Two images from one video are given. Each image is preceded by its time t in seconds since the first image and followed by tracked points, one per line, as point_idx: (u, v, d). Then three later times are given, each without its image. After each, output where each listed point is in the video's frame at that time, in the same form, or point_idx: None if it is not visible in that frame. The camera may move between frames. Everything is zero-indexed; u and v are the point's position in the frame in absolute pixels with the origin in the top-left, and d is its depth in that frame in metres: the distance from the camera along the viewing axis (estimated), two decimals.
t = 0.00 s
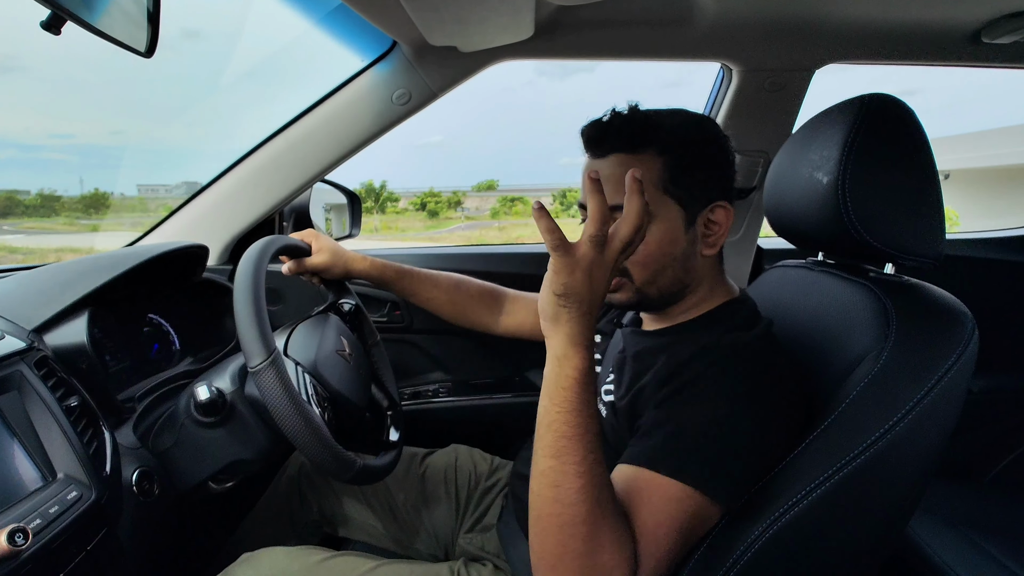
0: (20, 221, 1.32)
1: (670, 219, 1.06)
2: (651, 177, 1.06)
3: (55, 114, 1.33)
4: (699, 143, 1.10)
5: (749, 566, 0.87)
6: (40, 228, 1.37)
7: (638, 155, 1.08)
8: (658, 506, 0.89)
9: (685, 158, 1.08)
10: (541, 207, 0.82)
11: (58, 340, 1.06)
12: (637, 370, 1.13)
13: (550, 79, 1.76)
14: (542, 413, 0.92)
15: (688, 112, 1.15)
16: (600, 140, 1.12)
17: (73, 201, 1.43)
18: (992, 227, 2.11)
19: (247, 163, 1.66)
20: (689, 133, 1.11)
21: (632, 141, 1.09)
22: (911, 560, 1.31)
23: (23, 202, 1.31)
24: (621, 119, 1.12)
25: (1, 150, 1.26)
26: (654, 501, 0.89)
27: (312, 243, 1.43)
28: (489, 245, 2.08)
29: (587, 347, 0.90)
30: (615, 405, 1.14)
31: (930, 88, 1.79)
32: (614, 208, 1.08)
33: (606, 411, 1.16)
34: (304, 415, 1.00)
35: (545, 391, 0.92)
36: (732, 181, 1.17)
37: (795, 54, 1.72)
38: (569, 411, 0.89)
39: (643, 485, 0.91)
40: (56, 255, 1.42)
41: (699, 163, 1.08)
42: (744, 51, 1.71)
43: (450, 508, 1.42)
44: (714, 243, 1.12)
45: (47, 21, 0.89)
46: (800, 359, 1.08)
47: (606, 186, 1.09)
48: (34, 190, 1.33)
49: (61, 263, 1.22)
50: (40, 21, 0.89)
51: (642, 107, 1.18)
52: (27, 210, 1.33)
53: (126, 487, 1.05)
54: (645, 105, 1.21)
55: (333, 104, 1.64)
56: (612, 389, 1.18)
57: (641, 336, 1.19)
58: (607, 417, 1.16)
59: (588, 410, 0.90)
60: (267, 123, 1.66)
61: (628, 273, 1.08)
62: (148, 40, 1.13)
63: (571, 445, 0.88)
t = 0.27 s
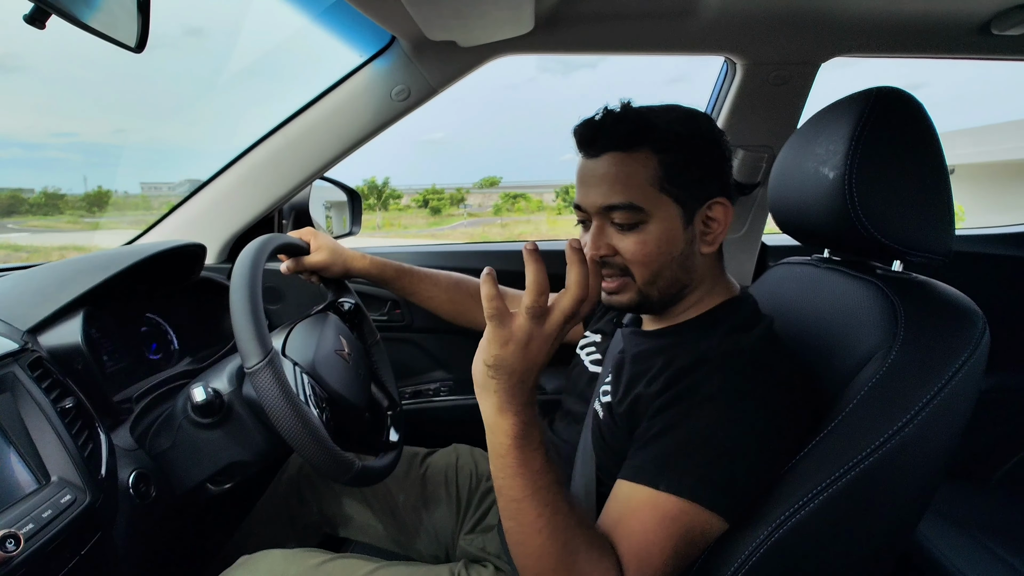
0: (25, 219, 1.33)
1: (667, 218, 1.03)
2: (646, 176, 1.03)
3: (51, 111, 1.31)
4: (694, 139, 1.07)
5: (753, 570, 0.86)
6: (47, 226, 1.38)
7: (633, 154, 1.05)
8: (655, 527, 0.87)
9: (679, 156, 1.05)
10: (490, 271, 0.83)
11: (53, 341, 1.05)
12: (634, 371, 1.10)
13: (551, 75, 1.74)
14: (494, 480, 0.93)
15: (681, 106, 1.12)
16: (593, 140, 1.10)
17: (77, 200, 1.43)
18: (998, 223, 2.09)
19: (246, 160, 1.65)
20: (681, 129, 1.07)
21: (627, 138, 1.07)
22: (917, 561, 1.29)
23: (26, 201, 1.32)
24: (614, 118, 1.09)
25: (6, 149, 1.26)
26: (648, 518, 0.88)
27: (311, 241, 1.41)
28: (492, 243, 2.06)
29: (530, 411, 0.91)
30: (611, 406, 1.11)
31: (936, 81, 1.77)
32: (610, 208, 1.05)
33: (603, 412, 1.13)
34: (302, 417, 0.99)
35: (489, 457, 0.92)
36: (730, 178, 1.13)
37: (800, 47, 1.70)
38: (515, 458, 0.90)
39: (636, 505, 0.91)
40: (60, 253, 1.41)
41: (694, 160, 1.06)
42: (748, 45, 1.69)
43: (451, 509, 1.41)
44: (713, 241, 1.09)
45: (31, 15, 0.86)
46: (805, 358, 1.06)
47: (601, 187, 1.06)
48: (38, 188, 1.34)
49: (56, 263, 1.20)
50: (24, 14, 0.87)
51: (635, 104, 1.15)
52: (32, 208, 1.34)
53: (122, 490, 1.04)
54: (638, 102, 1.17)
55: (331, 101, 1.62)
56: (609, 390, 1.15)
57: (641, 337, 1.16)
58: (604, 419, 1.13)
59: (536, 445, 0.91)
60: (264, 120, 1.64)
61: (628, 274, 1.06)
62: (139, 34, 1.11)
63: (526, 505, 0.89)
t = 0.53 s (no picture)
0: (32, 214, 1.32)
1: (679, 204, 1.00)
2: (658, 159, 1.01)
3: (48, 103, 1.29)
4: (712, 126, 1.03)
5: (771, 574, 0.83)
6: (53, 223, 1.37)
7: (646, 137, 1.02)
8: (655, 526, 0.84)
9: (695, 140, 1.01)
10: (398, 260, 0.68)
11: (52, 337, 1.02)
12: (645, 367, 1.07)
13: (557, 69, 1.70)
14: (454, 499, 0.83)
15: (702, 93, 1.07)
16: (607, 121, 1.07)
17: (82, 195, 1.42)
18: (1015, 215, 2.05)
19: (247, 153, 1.62)
20: (698, 113, 1.03)
21: (642, 121, 1.04)
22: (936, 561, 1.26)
23: (33, 196, 1.31)
24: (628, 99, 1.06)
25: (11, 146, 1.26)
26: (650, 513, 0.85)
27: (315, 235, 1.39)
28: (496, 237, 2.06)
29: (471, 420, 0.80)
30: (622, 404, 1.08)
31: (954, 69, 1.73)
32: (620, 192, 1.03)
33: (613, 410, 1.10)
34: (305, 415, 0.96)
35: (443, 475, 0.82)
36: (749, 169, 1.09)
37: (815, 35, 1.66)
38: (468, 467, 0.80)
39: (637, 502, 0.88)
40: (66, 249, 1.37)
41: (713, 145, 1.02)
42: (761, 32, 1.65)
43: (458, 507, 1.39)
44: (727, 231, 1.05)
45: None
46: (822, 354, 1.03)
47: (612, 170, 1.04)
48: (44, 184, 1.33)
49: (58, 256, 1.18)
50: None
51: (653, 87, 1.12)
52: (39, 204, 1.33)
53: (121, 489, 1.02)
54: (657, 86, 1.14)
55: (334, 92, 1.59)
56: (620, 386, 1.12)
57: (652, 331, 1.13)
58: (614, 416, 1.10)
59: (491, 457, 0.81)
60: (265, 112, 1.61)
61: (636, 260, 1.04)
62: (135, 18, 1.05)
63: (489, 521, 0.80)
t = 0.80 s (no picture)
0: (40, 210, 1.31)
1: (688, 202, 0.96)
2: (664, 158, 0.96)
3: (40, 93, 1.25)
4: (721, 116, 0.99)
5: None
6: (59, 217, 1.35)
7: (651, 135, 0.97)
8: (685, 546, 0.79)
9: (703, 135, 0.96)
10: (586, 221, 0.81)
11: (42, 335, 0.99)
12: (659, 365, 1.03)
13: (562, 63, 1.66)
14: (565, 429, 0.85)
15: (705, 80, 1.03)
16: (608, 120, 1.01)
17: (90, 190, 1.42)
18: None
19: (246, 146, 1.57)
20: (703, 106, 0.99)
21: (647, 116, 0.98)
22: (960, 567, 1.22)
23: (40, 192, 1.30)
24: (628, 96, 1.00)
25: (20, 142, 1.25)
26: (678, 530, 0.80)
27: (316, 230, 1.33)
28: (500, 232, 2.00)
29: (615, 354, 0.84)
30: (636, 404, 1.04)
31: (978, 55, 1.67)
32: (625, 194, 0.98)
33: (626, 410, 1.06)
34: (304, 415, 0.92)
35: (568, 403, 0.85)
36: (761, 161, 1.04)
37: (834, 20, 1.60)
38: (602, 409, 0.83)
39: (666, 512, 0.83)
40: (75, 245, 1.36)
41: (724, 137, 0.97)
42: (777, 16, 1.60)
43: (464, 509, 1.35)
44: (741, 227, 1.00)
45: None
46: (844, 352, 0.99)
47: (615, 171, 0.99)
48: (51, 180, 1.33)
49: (51, 252, 1.15)
50: None
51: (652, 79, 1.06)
52: (46, 200, 1.32)
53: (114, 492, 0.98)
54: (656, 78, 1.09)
55: (335, 82, 1.54)
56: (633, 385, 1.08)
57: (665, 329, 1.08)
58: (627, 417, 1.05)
59: (621, 406, 0.84)
60: (264, 102, 1.57)
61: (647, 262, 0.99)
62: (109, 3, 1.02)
63: (589, 465, 0.82)
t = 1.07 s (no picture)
0: (48, 208, 1.31)
1: (693, 198, 0.93)
2: (667, 153, 0.92)
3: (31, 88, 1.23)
4: (728, 106, 0.95)
5: None
6: (67, 215, 1.36)
7: (653, 129, 0.93)
8: (688, 562, 0.77)
9: (709, 129, 0.93)
10: (589, 233, 0.80)
11: (31, 335, 0.96)
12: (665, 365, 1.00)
13: (566, 57, 1.62)
14: (569, 449, 0.83)
15: (709, 70, 0.99)
16: (609, 115, 0.98)
17: (95, 187, 1.41)
18: None
19: (244, 141, 1.54)
20: (708, 97, 0.95)
21: (649, 109, 0.95)
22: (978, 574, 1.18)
23: (49, 189, 1.29)
24: (627, 90, 0.96)
25: (25, 138, 1.23)
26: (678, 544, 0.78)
27: (314, 226, 1.32)
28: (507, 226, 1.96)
29: (617, 372, 0.82)
30: (641, 405, 1.01)
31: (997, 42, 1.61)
32: (628, 192, 0.94)
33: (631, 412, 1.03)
34: (300, 418, 0.90)
35: (573, 421, 0.83)
36: (769, 155, 0.99)
37: (845, 7, 1.56)
38: (607, 428, 0.81)
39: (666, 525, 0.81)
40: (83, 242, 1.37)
41: (731, 130, 0.94)
42: (787, 4, 1.56)
43: (466, 510, 1.32)
44: (750, 222, 0.96)
45: None
46: (858, 351, 0.95)
47: (617, 168, 0.95)
48: (59, 177, 1.31)
49: (44, 250, 1.12)
50: None
51: (655, 71, 1.02)
52: (54, 197, 1.31)
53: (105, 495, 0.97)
54: (659, 70, 1.05)
55: (334, 74, 1.51)
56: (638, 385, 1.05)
57: (670, 328, 1.05)
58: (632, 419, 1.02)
59: (627, 423, 0.82)
60: (261, 96, 1.53)
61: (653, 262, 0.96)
62: None
63: (595, 483, 0.80)
